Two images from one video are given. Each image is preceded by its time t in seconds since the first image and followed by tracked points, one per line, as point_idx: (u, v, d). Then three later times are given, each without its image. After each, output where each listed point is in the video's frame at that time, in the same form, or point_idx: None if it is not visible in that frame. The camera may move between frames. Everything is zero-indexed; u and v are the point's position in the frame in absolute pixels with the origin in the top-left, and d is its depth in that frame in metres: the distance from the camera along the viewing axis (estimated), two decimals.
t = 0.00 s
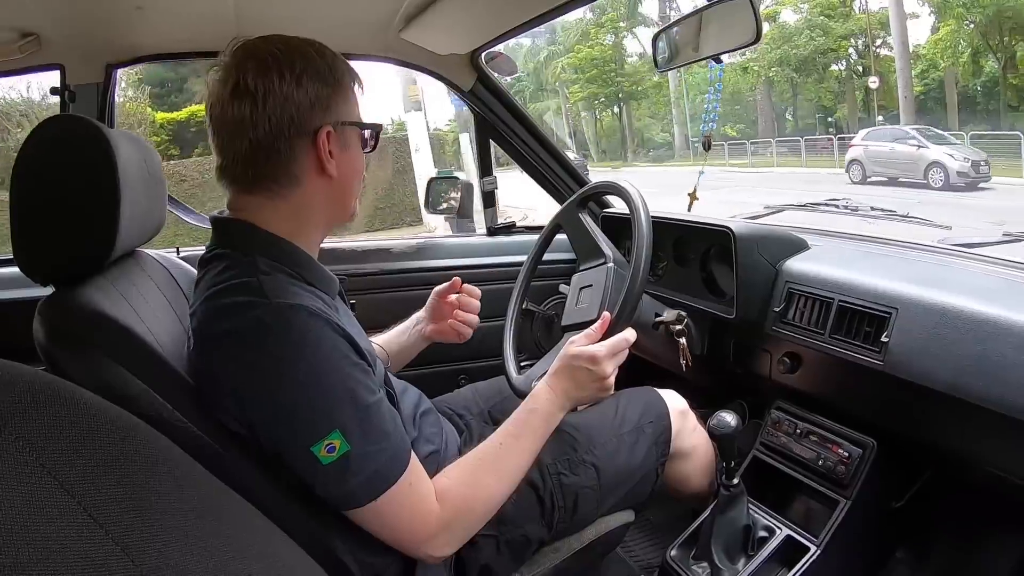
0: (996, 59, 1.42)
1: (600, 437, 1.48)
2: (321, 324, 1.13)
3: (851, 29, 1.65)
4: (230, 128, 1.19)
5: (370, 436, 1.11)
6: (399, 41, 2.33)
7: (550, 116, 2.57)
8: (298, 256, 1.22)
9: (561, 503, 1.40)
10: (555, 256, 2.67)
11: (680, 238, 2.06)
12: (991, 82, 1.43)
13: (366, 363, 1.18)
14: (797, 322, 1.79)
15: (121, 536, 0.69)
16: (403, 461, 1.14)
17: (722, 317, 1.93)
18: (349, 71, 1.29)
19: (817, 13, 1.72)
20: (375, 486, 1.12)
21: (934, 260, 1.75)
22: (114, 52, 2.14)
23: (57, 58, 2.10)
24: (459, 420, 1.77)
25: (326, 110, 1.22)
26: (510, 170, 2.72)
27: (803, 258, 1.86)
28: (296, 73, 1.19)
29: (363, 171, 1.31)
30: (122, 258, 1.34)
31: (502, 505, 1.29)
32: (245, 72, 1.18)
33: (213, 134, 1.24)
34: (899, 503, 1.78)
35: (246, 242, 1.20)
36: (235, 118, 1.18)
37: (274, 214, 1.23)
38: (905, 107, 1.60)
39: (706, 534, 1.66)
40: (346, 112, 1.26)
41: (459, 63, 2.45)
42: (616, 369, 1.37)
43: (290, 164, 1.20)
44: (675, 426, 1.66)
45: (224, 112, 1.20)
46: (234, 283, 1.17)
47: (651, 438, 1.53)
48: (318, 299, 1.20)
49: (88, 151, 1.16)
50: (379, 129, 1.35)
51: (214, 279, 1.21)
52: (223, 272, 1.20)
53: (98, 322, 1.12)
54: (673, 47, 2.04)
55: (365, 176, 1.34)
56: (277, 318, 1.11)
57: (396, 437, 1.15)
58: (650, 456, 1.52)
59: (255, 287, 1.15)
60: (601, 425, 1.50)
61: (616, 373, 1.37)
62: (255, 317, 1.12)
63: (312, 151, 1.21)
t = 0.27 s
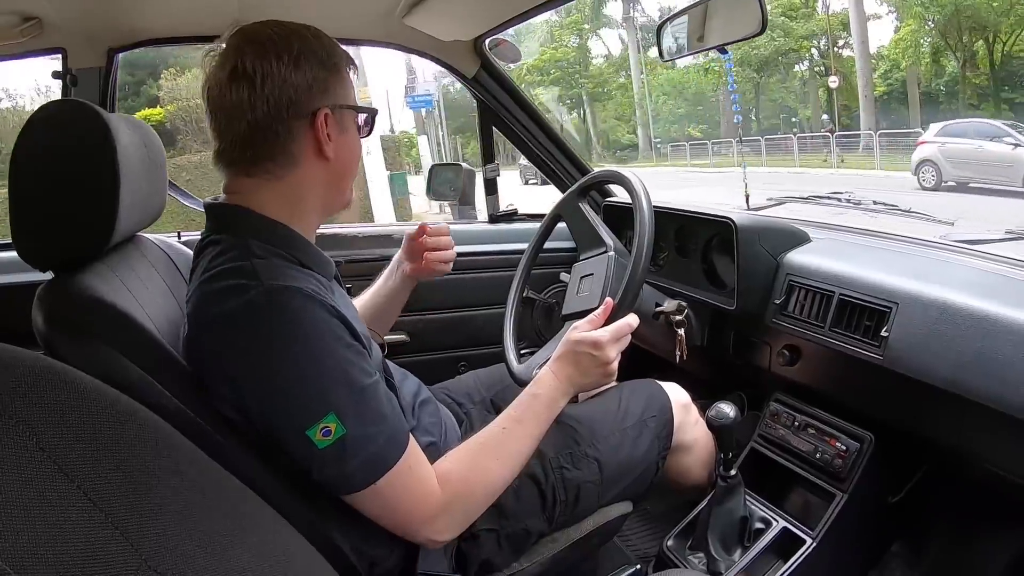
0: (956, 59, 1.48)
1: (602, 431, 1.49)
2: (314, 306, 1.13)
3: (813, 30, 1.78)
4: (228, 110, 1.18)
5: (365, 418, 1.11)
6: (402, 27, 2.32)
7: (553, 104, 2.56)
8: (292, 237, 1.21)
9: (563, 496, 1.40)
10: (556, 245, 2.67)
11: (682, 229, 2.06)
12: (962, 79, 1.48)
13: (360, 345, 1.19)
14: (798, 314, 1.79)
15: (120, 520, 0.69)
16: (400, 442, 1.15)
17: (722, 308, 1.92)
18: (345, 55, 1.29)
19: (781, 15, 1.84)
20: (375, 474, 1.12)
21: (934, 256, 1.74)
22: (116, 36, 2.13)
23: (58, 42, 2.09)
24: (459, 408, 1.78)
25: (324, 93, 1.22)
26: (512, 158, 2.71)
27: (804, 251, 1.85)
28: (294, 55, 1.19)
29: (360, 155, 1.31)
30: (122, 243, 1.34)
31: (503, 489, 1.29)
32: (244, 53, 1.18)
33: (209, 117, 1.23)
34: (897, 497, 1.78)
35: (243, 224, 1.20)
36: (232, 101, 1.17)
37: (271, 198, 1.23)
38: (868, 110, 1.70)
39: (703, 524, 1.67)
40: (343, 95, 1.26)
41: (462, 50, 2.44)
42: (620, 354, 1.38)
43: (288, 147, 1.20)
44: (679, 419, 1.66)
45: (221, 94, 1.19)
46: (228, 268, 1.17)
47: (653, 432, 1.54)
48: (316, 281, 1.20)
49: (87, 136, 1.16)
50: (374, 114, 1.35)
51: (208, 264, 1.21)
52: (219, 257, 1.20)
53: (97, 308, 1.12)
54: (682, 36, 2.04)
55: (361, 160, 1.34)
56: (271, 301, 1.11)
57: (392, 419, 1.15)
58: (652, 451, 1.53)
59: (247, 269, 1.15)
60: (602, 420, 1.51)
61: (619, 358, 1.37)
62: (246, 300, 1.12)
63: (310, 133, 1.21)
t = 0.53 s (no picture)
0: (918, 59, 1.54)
1: (599, 434, 1.49)
2: (320, 320, 1.12)
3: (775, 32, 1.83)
4: (242, 113, 1.17)
5: (371, 432, 1.11)
6: (402, 30, 2.32)
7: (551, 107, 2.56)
8: (301, 246, 1.21)
9: (559, 498, 1.40)
10: (555, 249, 2.67)
11: (680, 232, 2.06)
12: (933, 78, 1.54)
13: (365, 359, 1.18)
14: (796, 318, 1.79)
15: (117, 522, 0.69)
16: (404, 458, 1.15)
17: (720, 312, 1.91)
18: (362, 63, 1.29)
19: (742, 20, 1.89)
20: (373, 475, 1.12)
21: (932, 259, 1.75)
22: (115, 38, 2.13)
23: (59, 43, 2.09)
24: (457, 411, 1.78)
25: (341, 102, 1.23)
26: (511, 162, 2.71)
27: (803, 255, 1.85)
28: (315, 63, 1.19)
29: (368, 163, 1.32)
30: (122, 245, 1.34)
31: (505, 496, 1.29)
32: (264, 57, 1.17)
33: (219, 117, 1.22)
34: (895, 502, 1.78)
35: (243, 230, 1.20)
36: (248, 107, 1.17)
37: (279, 204, 1.23)
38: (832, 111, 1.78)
39: (701, 529, 1.66)
40: (358, 104, 1.27)
41: (462, 53, 2.44)
42: (618, 357, 1.38)
43: (301, 155, 1.20)
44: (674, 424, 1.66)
45: (235, 99, 1.18)
46: (229, 277, 1.17)
47: (650, 434, 1.53)
48: (321, 292, 1.20)
49: (87, 137, 1.16)
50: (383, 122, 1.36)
51: (211, 271, 1.21)
52: (221, 266, 1.19)
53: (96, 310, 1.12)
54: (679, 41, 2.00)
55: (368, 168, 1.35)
56: (275, 314, 1.11)
57: (398, 434, 1.15)
58: (649, 453, 1.52)
59: (254, 282, 1.15)
60: (600, 423, 1.50)
61: (617, 360, 1.37)
62: (252, 313, 1.11)
63: (325, 142, 1.22)
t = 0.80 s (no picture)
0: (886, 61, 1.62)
1: (601, 434, 1.49)
2: (323, 320, 1.13)
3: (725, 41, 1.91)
4: (238, 118, 1.19)
5: (373, 431, 1.12)
6: (403, 32, 2.32)
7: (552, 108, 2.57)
8: (305, 250, 1.22)
9: (561, 500, 1.40)
10: (557, 250, 2.67)
11: (682, 233, 2.06)
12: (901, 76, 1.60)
13: (366, 359, 1.19)
14: (798, 320, 1.79)
15: (119, 525, 0.69)
16: (406, 457, 1.15)
17: (722, 313, 1.92)
18: (360, 64, 1.28)
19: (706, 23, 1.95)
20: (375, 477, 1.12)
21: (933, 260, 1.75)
22: (117, 40, 2.13)
23: (60, 47, 2.09)
24: (459, 413, 1.78)
25: (334, 102, 1.22)
26: (512, 165, 2.72)
27: (804, 257, 1.85)
28: (304, 64, 1.19)
29: (370, 166, 1.31)
30: (123, 248, 1.34)
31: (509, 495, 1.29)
32: (255, 61, 1.18)
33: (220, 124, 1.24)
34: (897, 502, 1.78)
35: (244, 233, 1.20)
36: (241, 110, 1.19)
37: (278, 208, 1.23)
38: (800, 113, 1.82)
39: (703, 530, 1.66)
40: (354, 105, 1.25)
41: (462, 55, 2.44)
42: (624, 352, 1.39)
43: (295, 157, 1.20)
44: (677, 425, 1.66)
45: (231, 103, 1.20)
46: (232, 278, 1.17)
47: (653, 436, 1.53)
48: (323, 292, 1.20)
49: (89, 139, 1.16)
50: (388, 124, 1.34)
51: (213, 273, 1.21)
52: (227, 265, 1.20)
53: (98, 311, 1.12)
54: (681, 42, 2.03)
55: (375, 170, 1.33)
56: (279, 315, 1.11)
57: (398, 431, 1.16)
58: (652, 454, 1.52)
59: (257, 282, 1.15)
60: (603, 424, 1.51)
61: (623, 356, 1.39)
62: (255, 313, 1.12)
63: (316, 143, 1.21)
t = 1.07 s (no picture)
0: (858, 64, 1.66)
1: (603, 435, 1.49)
2: (317, 310, 1.14)
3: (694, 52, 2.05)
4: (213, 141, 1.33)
5: (371, 423, 1.12)
6: (403, 31, 2.32)
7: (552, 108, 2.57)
8: (300, 250, 1.23)
9: (563, 501, 1.40)
10: (557, 250, 2.67)
11: (682, 233, 2.06)
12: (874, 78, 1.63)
13: (362, 351, 1.19)
14: (799, 319, 1.79)
15: (119, 525, 0.69)
16: (405, 448, 1.15)
17: (722, 314, 1.93)
18: (300, 53, 1.29)
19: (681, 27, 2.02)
20: (376, 476, 1.12)
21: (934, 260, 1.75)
22: (117, 40, 2.13)
23: (60, 46, 2.09)
24: (459, 412, 1.78)
25: (257, 99, 1.26)
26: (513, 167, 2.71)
27: (805, 256, 1.85)
28: (227, 74, 1.27)
29: (328, 154, 1.29)
30: (124, 247, 1.34)
31: (510, 493, 1.29)
32: (212, 85, 1.31)
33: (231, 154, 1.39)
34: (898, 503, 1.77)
35: (247, 234, 1.21)
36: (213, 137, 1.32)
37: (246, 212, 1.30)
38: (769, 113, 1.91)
39: (704, 530, 1.66)
40: (286, 96, 1.26)
41: (463, 55, 2.44)
42: (626, 351, 1.40)
43: (240, 161, 1.27)
44: (679, 424, 1.65)
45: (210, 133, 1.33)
46: (230, 273, 1.17)
47: (654, 437, 1.53)
48: (314, 291, 1.21)
49: (90, 138, 1.16)
50: (349, 107, 1.31)
51: (212, 270, 1.21)
52: (221, 265, 1.20)
53: (99, 310, 1.12)
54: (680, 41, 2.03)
55: (342, 158, 1.31)
56: (277, 309, 1.12)
57: (396, 424, 1.16)
58: (653, 455, 1.52)
59: (250, 277, 1.16)
60: (605, 424, 1.51)
61: (624, 356, 1.40)
62: (256, 311, 1.12)
63: (246, 143, 1.25)
